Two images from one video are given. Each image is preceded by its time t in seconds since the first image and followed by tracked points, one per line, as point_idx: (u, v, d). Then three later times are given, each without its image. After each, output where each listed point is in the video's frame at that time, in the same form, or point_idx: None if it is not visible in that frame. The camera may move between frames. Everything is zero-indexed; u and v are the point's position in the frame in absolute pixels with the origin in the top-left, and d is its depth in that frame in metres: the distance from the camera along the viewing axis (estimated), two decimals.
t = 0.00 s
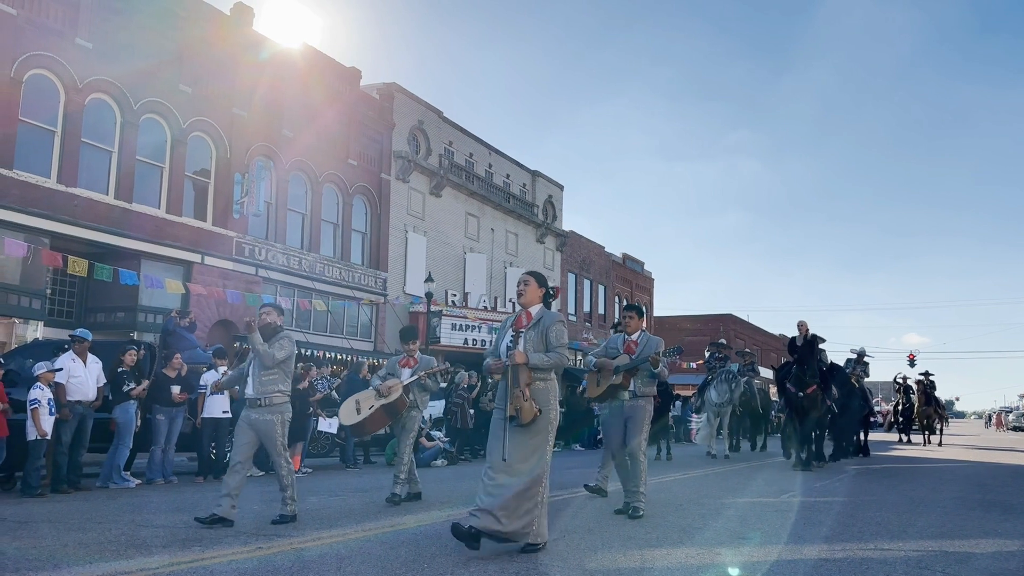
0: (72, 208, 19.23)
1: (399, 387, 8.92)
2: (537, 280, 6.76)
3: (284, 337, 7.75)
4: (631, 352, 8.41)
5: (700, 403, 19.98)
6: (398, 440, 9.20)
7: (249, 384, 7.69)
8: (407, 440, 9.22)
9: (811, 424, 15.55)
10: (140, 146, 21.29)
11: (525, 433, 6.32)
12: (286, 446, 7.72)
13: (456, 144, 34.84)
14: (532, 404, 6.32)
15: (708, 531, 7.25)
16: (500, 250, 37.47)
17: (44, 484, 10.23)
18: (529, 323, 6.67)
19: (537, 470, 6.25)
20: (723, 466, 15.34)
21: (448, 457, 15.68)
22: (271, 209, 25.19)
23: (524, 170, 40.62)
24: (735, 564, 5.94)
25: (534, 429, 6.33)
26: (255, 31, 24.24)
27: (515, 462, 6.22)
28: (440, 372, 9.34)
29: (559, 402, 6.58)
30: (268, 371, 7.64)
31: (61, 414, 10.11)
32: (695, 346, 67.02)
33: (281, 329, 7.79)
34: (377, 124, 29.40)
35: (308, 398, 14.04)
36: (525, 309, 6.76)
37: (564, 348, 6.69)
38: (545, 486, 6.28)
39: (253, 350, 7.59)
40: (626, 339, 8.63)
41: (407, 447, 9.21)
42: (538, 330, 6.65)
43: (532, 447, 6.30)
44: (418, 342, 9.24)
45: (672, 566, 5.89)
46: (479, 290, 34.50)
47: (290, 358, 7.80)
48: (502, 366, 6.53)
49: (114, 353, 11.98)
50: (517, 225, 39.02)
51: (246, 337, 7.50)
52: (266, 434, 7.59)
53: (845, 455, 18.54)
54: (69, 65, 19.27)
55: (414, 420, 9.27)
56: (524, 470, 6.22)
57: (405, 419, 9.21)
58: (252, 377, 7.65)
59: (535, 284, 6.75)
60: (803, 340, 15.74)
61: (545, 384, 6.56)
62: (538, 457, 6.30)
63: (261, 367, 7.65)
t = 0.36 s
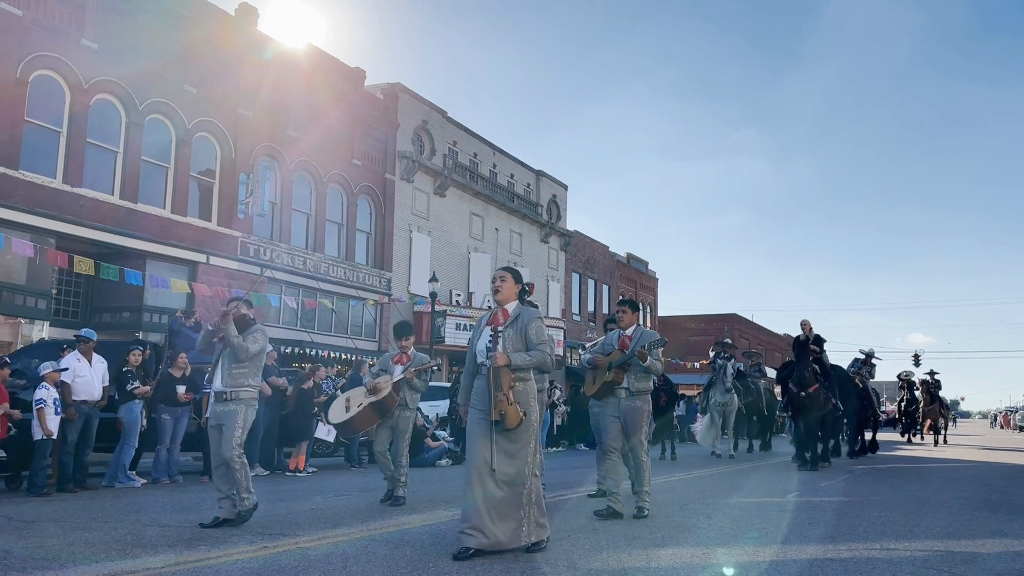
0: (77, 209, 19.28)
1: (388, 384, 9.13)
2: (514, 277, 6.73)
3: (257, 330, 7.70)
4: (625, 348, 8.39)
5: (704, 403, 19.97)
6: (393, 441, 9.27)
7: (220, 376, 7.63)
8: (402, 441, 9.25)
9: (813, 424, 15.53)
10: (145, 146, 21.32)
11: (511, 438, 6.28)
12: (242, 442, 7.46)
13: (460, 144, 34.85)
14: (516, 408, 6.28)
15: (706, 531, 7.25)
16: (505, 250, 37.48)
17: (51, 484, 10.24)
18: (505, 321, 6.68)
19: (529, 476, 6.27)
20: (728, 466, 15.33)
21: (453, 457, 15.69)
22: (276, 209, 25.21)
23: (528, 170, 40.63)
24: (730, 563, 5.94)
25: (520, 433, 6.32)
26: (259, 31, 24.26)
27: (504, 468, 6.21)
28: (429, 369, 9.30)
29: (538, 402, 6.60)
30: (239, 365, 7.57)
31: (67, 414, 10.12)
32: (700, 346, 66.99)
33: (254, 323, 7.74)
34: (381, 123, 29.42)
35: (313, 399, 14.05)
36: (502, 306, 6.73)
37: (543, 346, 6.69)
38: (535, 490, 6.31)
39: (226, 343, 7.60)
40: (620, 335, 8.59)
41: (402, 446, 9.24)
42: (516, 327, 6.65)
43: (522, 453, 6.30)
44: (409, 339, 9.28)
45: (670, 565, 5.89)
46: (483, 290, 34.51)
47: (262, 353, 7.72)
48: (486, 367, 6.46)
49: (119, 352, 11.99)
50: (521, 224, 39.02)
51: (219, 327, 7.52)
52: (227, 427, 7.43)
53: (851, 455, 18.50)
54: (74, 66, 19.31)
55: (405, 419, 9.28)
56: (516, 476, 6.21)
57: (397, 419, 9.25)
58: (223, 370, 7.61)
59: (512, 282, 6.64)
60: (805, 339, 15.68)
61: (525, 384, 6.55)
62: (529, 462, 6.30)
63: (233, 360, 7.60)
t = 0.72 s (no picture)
0: (84, 209, 19.34)
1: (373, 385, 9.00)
2: (498, 270, 6.57)
3: (240, 333, 7.31)
4: (618, 348, 8.22)
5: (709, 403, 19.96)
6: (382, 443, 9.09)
7: (197, 378, 7.27)
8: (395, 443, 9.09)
9: (816, 425, 15.52)
10: (152, 146, 21.38)
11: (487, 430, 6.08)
12: (203, 450, 7.05)
13: (466, 144, 34.86)
14: (492, 401, 6.08)
15: (701, 531, 7.28)
16: (510, 250, 37.50)
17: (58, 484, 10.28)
18: (488, 314, 6.49)
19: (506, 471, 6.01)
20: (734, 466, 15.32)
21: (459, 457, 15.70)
22: (282, 209, 25.25)
23: (534, 170, 40.62)
24: (723, 563, 5.96)
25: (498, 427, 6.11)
26: (265, 32, 24.30)
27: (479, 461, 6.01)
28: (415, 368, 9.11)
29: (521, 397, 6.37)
30: (220, 368, 7.22)
31: (75, 414, 10.16)
32: (705, 346, 66.94)
33: (239, 326, 7.36)
34: (387, 124, 29.44)
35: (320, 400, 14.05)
36: (484, 300, 6.55)
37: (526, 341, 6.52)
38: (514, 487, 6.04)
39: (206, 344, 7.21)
40: (611, 335, 8.44)
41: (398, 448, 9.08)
42: (499, 322, 6.48)
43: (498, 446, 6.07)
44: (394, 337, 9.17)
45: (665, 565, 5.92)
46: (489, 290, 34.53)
47: (244, 357, 7.37)
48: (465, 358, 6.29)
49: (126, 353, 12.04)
50: (526, 224, 39.02)
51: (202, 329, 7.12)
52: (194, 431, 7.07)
53: (857, 455, 18.45)
54: (81, 67, 19.37)
55: (394, 420, 9.08)
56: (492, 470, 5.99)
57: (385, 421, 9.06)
58: (201, 373, 7.24)
59: (495, 272, 6.49)
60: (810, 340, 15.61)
61: (507, 379, 6.35)
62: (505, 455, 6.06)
63: (213, 363, 7.24)
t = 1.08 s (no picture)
0: (93, 210, 19.40)
1: (362, 381, 8.78)
2: (490, 268, 6.21)
3: (209, 323, 7.12)
4: (616, 347, 8.08)
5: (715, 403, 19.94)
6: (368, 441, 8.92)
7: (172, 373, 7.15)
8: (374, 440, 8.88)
9: (821, 424, 15.46)
10: (160, 147, 21.44)
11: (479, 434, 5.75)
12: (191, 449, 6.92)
13: (473, 144, 34.88)
14: (484, 404, 5.73)
15: (697, 531, 7.27)
16: (517, 250, 37.52)
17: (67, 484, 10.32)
18: (480, 314, 6.14)
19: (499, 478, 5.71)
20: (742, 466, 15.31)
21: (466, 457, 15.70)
22: (290, 209, 25.29)
23: (540, 170, 40.64)
24: (714, 563, 5.96)
25: (490, 431, 5.79)
26: (272, 32, 24.33)
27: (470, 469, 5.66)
28: (406, 364, 9.00)
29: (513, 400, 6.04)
30: (187, 359, 7.04)
31: (84, 414, 10.19)
32: (713, 346, 66.90)
33: (207, 314, 7.17)
34: (394, 124, 29.47)
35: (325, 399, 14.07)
36: (478, 298, 6.20)
37: (520, 342, 6.12)
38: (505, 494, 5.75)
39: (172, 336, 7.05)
40: (610, 333, 8.27)
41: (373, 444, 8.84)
42: (491, 322, 6.13)
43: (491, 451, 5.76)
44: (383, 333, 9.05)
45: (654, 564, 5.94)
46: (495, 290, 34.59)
47: (215, 345, 7.14)
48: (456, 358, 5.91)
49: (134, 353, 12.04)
50: (533, 224, 39.01)
51: (163, 319, 7.01)
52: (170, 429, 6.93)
53: (865, 455, 18.37)
54: (89, 68, 19.43)
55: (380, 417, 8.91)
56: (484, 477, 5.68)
57: (371, 417, 8.88)
58: (172, 365, 7.10)
59: (487, 271, 6.17)
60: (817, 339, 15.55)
61: (499, 381, 5.98)
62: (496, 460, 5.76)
63: (181, 354, 7.08)
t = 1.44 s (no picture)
0: (103, 211, 19.49)
1: (359, 381, 8.61)
2: (489, 258, 6.06)
3: (193, 326, 6.95)
4: (619, 341, 7.88)
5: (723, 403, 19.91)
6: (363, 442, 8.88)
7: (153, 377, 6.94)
8: (371, 441, 8.87)
9: (829, 424, 15.41)
10: (169, 148, 21.53)
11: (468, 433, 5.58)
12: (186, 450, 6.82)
13: (481, 144, 34.90)
14: (475, 399, 5.57)
15: (700, 531, 7.28)
16: (525, 250, 37.54)
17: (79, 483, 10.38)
18: (476, 306, 6.01)
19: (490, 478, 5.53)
20: (751, 466, 15.29)
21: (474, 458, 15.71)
22: (298, 209, 25.36)
23: (548, 170, 40.64)
24: (707, 563, 5.98)
25: (481, 429, 5.61)
26: (280, 33, 24.40)
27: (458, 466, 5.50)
28: (404, 365, 8.95)
29: (510, 396, 5.88)
30: (170, 363, 6.84)
31: (95, 414, 10.25)
32: (722, 346, 66.81)
33: (191, 317, 6.99)
34: (402, 124, 29.51)
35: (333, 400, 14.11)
36: (474, 290, 6.07)
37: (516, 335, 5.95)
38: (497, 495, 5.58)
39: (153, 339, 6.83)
40: (615, 327, 8.06)
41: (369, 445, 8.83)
42: (486, 314, 5.98)
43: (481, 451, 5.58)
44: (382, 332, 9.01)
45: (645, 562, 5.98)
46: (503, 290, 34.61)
47: (198, 348, 6.97)
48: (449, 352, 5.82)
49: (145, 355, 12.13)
50: (541, 224, 39.01)
51: (146, 322, 6.75)
52: (161, 435, 6.75)
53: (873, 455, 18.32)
54: (99, 69, 19.52)
55: (377, 418, 8.94)
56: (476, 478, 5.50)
57: (367, 418, 8.90)
58: (153, 370, 6.87)
59: (487, 262, 6.02)
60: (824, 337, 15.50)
61: (492, 376, 5.83)
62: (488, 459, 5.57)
63: (163, 358, 6.86)
